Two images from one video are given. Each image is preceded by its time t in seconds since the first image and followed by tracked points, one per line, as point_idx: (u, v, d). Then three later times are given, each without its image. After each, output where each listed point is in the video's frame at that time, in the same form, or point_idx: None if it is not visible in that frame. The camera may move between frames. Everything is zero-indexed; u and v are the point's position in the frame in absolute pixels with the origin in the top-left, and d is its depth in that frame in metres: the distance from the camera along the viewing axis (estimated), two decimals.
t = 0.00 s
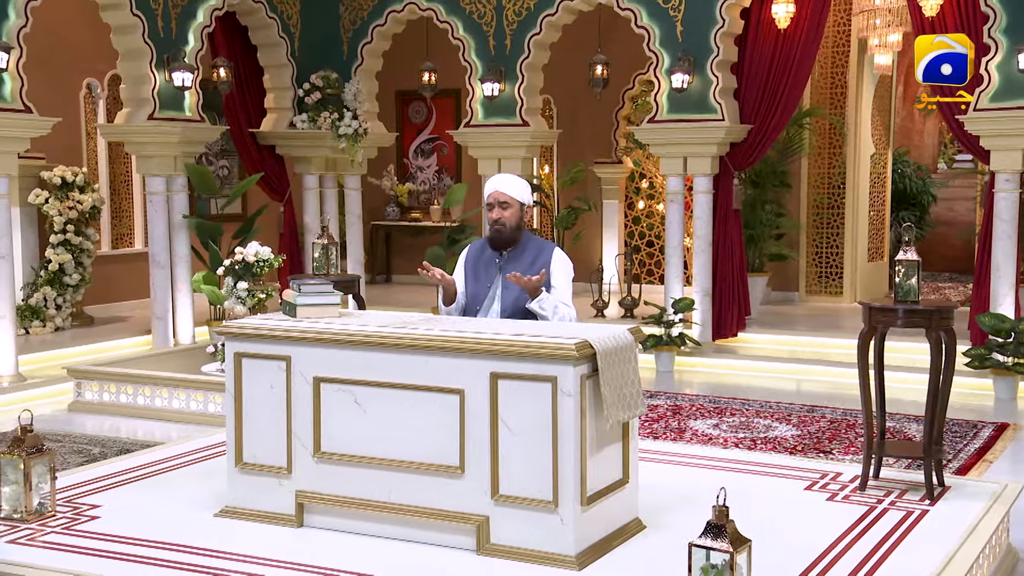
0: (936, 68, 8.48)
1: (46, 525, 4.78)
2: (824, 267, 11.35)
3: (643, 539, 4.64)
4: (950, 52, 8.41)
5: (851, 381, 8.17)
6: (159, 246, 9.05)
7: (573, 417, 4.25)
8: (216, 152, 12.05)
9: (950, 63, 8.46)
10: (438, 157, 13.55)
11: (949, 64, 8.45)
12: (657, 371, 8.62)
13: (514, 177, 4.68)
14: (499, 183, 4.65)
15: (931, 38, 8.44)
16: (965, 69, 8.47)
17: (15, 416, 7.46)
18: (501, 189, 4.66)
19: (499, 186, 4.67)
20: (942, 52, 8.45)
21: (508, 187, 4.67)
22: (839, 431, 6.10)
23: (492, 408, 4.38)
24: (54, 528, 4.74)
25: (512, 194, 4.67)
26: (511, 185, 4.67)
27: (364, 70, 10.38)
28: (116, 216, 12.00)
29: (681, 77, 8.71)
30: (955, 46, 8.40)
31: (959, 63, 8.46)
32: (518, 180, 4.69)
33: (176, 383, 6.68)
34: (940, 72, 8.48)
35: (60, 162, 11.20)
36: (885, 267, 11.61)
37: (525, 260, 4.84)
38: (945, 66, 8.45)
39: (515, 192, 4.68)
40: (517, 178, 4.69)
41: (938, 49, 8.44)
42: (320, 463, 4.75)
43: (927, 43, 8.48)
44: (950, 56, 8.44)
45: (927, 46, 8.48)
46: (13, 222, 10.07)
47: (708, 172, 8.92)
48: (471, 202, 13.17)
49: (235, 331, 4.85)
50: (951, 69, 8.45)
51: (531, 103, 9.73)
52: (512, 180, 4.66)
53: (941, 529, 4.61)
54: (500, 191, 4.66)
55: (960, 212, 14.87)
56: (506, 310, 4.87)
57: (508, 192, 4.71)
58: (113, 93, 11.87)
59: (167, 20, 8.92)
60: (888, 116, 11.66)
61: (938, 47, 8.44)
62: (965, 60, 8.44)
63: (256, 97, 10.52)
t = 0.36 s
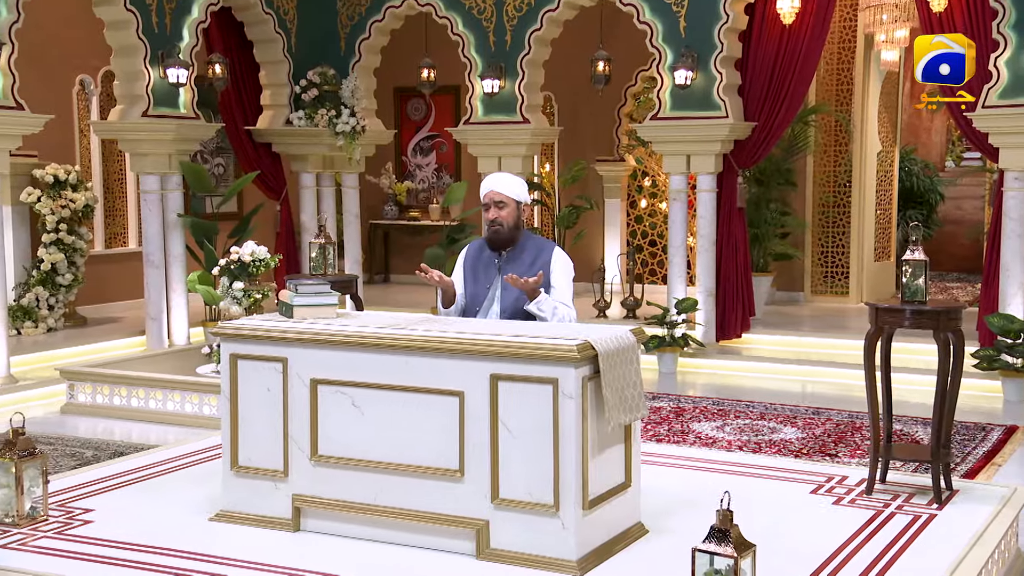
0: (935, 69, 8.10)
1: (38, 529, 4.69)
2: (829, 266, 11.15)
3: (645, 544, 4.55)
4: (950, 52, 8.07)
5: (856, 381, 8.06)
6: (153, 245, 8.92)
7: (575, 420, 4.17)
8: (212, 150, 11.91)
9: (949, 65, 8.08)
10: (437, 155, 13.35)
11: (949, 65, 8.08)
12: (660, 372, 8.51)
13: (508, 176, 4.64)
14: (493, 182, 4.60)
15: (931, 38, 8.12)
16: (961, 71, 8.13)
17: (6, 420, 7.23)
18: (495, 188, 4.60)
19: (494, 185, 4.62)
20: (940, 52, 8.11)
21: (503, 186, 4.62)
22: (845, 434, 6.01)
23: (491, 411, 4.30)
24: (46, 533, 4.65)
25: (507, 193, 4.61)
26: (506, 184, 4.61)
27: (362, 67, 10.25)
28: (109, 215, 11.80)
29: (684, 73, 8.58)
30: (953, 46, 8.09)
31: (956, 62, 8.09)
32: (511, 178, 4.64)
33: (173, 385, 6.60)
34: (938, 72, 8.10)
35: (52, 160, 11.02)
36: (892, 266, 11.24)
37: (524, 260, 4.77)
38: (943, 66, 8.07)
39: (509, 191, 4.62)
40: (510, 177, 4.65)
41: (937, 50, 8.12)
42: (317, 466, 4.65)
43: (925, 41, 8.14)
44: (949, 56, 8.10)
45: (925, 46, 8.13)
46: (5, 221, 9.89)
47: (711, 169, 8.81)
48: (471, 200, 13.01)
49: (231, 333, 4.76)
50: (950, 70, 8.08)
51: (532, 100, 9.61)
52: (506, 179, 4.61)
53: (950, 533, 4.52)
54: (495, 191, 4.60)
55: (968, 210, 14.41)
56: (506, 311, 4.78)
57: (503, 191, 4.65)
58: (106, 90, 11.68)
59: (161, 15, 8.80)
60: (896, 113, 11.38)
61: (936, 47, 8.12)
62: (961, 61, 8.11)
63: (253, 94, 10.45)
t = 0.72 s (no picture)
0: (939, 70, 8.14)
1: (30, 534, 4.62)
2: (835, 266, 10.87)
3: (648, 548, 4.46)
4: (949, 51, 8.08)
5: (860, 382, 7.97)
6: (148, 245, 8.83)
7: (576, 423, 4.09)
8: (207, 147, 11.80)
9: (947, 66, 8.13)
10: (437, 153, 13.19)
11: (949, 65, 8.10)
12: (662, 374, 8.43)
13: (506, 175, 4.53)
14: (491, 181, 4.50)
15: (931, 38, 8.10)
16: (960, 72, 8.11)
17: None
18: (492, 187, 4.51)
19: (491, 185, 4.52)
20: (939, 52, 8.09)
21: (501, 186, 4.52)
22: (851, 437, 5.93)
23: (491, 413, 4.22)
24: (39, 537, 4.58)
25: (505, 193, 4.52)
26: (503, 183, 4.52)
27: (359, 63, 10.15)
28: (103, 215, 11.49)
29: (688, 69, 8.45)
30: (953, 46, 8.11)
31: (955, 62, 8.09)
32: (510, 177, 4.54)
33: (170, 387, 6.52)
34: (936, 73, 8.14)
35: (48, 159, 10.75)
36: (899, 268, 11.13)
37: (523, 260, 4.68)
38: (942, 66, 8.07)
39: (508, 191, 4.52)
40: (508, 176, 4.54)
41: (935, 49, 8.09)
42: (314, 470, 4.57)
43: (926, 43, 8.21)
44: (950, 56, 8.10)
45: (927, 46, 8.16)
46: None
47: (715, 168, 8.71)
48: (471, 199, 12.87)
49: (226, 334, 4.67)
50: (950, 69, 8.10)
51: (533, 97, 9.52)
52: (505, 178, 4.51)
53: (958, 537, 4.43)
54: (493, 190, 4.51)
55: (976, 210, 13.83)
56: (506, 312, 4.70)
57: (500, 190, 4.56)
58: (99, 87, 11.43)
59: (156, 11, 8.71)
60: (901, 111, 11.18)
61: (935, 47, 8.09)
62: (960, 62, 8.09)
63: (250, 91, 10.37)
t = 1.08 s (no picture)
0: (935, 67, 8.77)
1: (22, 539, 4.53)
2: (840, 265, 10.75)
3: (651, 553, 4.37)
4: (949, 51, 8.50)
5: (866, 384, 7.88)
6: (142, 245, 8.73)
7: (578, 426, 4.01)
8: (202, 145, 11.72)
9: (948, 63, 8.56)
10: (435, 151, 13.09)
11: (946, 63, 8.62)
12: (666, 376, 8.35)
13: (503, 175, 4.43)
14: (487, 181, 4.40)
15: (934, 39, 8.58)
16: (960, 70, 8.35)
17: None
18: (488, 188, 4.42)
19: (488, 185, 4.42)
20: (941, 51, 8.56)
21: (497, 186, 4.42)
22: (858, 440, 5.84)
23: (492, 415, 4.14)
24: (31, 542, 4.49)
25: (502, 193, 4.42)
26: (499, 183, 4.43)
27: (358, 59, 10.03)
28: (96, 214, 11.25)
29: (690, 66, 8.41)
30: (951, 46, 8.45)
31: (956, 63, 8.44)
32: (506, 177, 4.43)
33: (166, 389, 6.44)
34: (940, 71, 8.64)
35: (36, 156, 10.53)
36: (905, 267, 10.89)
37: (521, 259, 4.60)
38: (943, 65, 8.57)
39: (504, 191, 4.42)
40: (505, 175, 4.44)
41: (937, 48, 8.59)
42: (311, 473, 4.48)
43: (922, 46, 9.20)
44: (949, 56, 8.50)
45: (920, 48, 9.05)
46: None
47: (719, 166, 8.61)
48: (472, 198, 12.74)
49: (222, 335, 4.58)
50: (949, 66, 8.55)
51: (534, 95, 9.44)
52: (501, 179, 4.40)
53: (966, 542, 4.35)
54: (490, 191, 4.41)
55: (984, 208, 13.44)
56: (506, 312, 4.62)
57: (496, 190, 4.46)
58: (94, 84, 11.18)
59: (150, 6, 8.61)
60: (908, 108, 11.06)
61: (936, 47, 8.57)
62: (960, 61, 8.37)
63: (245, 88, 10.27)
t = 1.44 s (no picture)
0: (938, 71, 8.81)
1: (14, 544, 4.45)
2: (847, 265, 10.65)
3: (654, 559, 4.29)
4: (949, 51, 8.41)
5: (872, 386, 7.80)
6: (137, 244, 8.68)
7: (579, 429, 3.93)
8: (198, 143, 11.63)
9: (949, 63, 8.51)
10: (434, 149, 13.00)
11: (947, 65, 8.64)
12: (669, 377, 8.27)
13: (496, 176, 4.34)
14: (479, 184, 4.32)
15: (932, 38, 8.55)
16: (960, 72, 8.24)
17: None
18: (481, 191, 4.34)
19: (481, 188, 4.35)
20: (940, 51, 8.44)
21: (491, 188, 4.34)
22: (864, 443, 5.76)
23: (492, 418, 4.05)
24: (23, 547, 4.42)
25: (495, 195, 4.34)
26: (492, 186, 4.34)
27: (356, 56, 9.89)
28: (90, 213, 11.10)
29: (694, 63, 8.34)
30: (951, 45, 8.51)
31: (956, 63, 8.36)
32: (499, 177, 4.36)
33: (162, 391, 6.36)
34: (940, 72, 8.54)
35: (29, 153, 10.38)
36: (914, 267, 10.81)
37: (519, 261, 4.52)
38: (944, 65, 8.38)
39: (497, 192, 4.35)
40: (498, 176, 4.36)
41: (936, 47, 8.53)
42: (307, 477, 4.39)
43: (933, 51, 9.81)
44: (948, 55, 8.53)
45: (921, 46, 9.15)
46: None
47: (723, 164, 8.52)
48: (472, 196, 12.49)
49: (217, 337, 4.50)
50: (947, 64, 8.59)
51: (535, 92, 9.33)
52: (494, 179, 4.33)
53: (975, 547, 4.26)
54: (483, 193, 4.33)
55: (993, 207, 13.26)
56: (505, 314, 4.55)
57: (490, 193, 4.38)
58: (87, 81, 11.04)
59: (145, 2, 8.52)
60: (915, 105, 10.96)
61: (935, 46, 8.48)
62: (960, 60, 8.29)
63: (241, 85, 10.20)
